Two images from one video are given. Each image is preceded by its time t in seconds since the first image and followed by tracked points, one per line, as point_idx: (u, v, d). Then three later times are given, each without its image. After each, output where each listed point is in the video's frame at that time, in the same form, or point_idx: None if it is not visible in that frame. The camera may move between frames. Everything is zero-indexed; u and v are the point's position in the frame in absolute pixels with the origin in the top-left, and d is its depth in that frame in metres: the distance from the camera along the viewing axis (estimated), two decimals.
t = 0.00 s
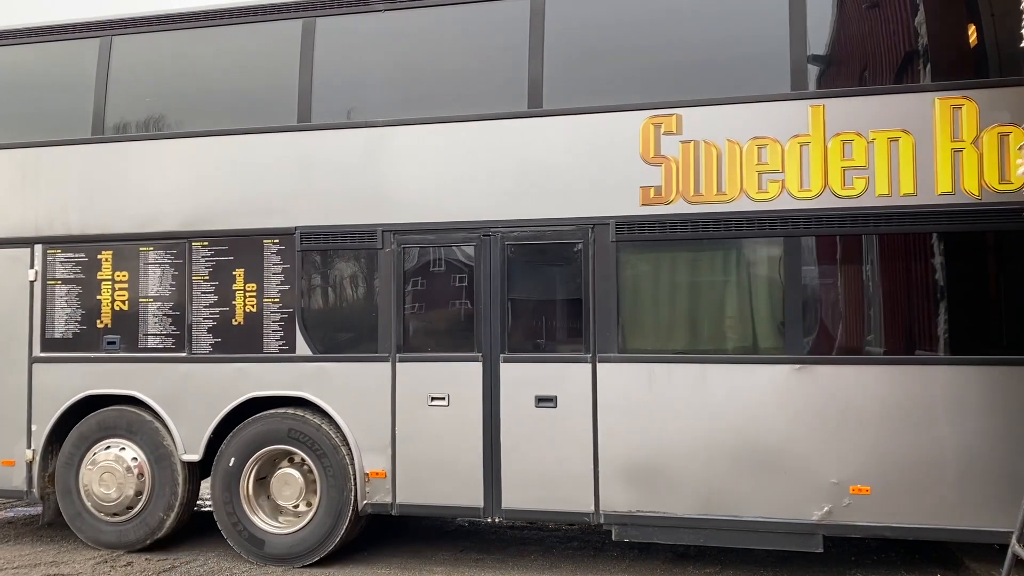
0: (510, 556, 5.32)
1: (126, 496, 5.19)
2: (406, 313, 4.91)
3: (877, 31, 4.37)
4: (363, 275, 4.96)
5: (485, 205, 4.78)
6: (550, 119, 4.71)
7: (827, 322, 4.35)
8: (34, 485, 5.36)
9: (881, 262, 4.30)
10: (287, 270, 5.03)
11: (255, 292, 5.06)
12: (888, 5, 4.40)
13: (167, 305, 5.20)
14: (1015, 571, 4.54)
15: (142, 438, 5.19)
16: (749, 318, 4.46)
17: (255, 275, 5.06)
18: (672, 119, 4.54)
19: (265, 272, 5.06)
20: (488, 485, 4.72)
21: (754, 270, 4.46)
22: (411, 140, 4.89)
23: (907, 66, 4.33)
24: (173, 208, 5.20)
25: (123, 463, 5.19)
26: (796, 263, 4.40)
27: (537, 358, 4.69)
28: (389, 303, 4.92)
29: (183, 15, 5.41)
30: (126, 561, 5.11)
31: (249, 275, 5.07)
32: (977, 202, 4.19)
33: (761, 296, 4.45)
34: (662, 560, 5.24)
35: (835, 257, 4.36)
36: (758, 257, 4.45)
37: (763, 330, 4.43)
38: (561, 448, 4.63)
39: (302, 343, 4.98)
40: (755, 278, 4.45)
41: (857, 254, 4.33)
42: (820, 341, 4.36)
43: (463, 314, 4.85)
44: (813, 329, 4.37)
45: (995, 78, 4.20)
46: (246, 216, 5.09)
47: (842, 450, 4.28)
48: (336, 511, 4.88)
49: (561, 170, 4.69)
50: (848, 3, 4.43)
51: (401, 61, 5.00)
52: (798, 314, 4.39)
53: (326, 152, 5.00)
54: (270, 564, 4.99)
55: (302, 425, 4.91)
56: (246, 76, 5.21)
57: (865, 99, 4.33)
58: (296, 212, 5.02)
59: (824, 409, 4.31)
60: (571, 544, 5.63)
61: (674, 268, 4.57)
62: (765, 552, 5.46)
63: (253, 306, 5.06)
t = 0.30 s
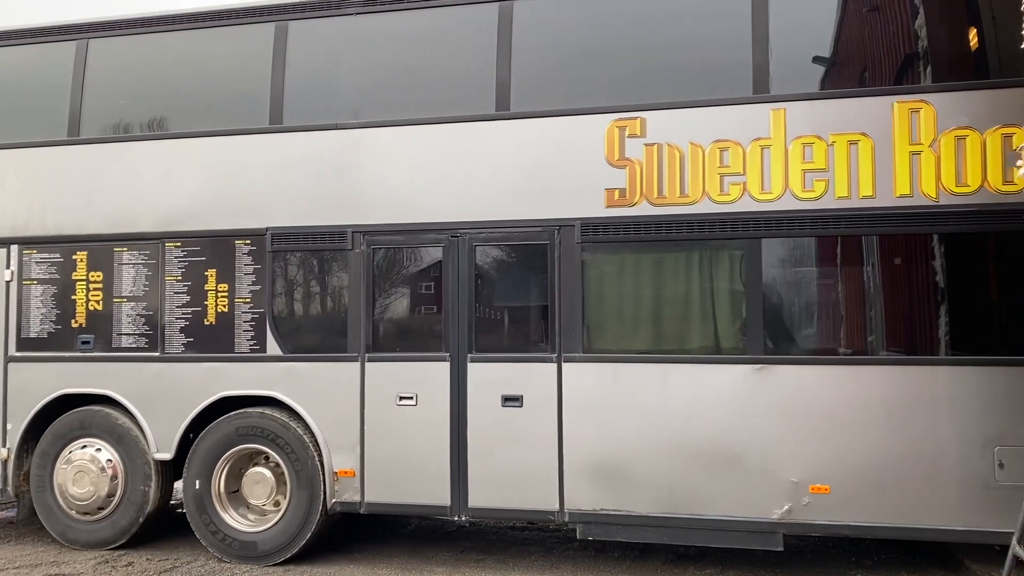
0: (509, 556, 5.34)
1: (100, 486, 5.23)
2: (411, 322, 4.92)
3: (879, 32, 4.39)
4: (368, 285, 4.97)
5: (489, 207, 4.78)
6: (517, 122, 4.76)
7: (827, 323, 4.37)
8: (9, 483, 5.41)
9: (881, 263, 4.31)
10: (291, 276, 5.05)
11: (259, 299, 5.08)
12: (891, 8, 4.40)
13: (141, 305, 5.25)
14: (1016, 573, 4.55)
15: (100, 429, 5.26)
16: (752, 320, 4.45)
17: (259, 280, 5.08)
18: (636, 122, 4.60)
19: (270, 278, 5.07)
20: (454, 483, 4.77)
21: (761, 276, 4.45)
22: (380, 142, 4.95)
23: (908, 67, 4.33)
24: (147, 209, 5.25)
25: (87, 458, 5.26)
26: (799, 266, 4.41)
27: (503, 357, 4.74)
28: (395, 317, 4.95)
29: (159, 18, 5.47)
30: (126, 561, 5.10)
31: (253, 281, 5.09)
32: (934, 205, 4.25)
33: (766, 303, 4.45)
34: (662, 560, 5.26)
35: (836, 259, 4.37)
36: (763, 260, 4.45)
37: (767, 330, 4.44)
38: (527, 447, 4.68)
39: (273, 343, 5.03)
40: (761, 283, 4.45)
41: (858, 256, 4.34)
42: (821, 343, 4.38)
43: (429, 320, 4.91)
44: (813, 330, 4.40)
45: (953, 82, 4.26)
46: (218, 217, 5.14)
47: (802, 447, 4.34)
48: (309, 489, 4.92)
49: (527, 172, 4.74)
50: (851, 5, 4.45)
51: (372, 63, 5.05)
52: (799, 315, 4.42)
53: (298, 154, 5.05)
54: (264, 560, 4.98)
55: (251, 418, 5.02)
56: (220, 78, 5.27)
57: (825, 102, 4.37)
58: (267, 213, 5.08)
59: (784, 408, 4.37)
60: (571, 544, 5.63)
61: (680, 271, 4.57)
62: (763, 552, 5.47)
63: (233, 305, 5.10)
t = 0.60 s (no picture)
0: (509, 557, 5.33)
1: (70, 477, 5.27)
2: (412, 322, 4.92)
3: (880, 33, 4.40)
4: (372, 286, 4.97)
5: (492, 209, 4.79)
6: (483, 126, 4.81)
7: (829, 324, 4.40)
8: None
9: (881, 265, 4.32)
10: (295, 277, 5.08)
11: (264, 300, 5.09)
12: (891, 9, 4.42)
13: (113, 306, 5.30)
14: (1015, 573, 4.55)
15: (54, 429, 5.34)
16: (758, 321, 4.48)
17: (263, 281, 5.10)
18: (600, 126, 4.65)
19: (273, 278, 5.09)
20: (421, 484, 4.82)
21: (763, 277, 4.47)
22: (349, 145, 4.99)
23: (908, 67, 4.34)
24: (119, 211, 5.30)
25: (51, 459, 5.33)
26: (799, 267, 4.44)
27: (470, 358, 4.79)
28: (399, 315, 4.95)
29: (132, 22, 5.52)
30: (127, 562, 5.10)
31: (257, 282, 5.11)
32: (891, 208, 4.31)
33: (769, 305, 4.47)
34: (663, 561, 5.25)
35: (836, 259, 4.39)
36: (764, 261, 4.47)
37: (771, 333, 4.46)
38: (492, 448, 4.73)
39: (243, 344, 5.09)
40: (764, 284, 4.47)
41: (858, 256, 4.36)
42: (824, 343, 4.40)
43: (399, 317, 4.95)
44: (816, 328, 4.42)
45: (914, 87, 4.30)
46: (189, 219, 5.19)
47: (761, 446, 4.40)
48: (276, 474, 4.98)
49: (493, 175, 4.79)
50: (852, 6, 4.46)
51: (341, 68, 5.10)
52: (800, 314, 4.44)
53: (268, 157, 5.10)
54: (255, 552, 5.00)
55: (196, 425, 5.10)
56: (190, 81, 5.32)
57: (784, 106, 4.42)
58: (237, 215, 5.13)
59: (743, 409, 4.43)
60: (572, 546, 5.61)
61: (688, 267, 4.55)
62: (761, 551, 5.47)
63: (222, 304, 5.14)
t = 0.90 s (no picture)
0: (511, 559, 5.28)
1: (43, 470, 5.33)
2: (413, 329, 4.93)
3: (881, 35, 4.41)
4: (378, 286, 4.99)
5: (497, 210, 4.80)
6: (454, 128, 4.85)
7: (831, 328, 4.40)
8: None
9: (885, 269, 4.33)
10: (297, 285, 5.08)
11: (265, 305, 5.12)
12: (893, 13, 4.45)
13: (90, 306, 5.35)
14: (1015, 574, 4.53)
15: (17, 436, 5.43)
16: (761, 323, 4.49)
17: (264, 285, 5.13)
18: (569, 129, 4.70)
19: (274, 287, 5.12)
20: (392, 484, 4.87)
21: (766, 280, 4.49)
22: (322, 147, 5.04)
23: (910, 69, 4.34)
24: (96, 212, 5.35)
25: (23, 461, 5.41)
26: (802, 271, 4.45)
27: (441, 359, 4.84)
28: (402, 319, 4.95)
29: (111, 25, 5.58)
30: (127, 562, 5.10)
31: (259, 289, 5.13)
32: (854, 210, 4.35)
33: (772, 308, 4.49)
34: (665, 562, 5.21)
35: (839, 262, 4.40)
36: (766, 265, 4.49)
37: (773, 334, 4.47)
38: (462, 447, 4.77)
39: (217, 345, 5.14)
40: (766, 287, 4.49)
41: (862, 259, 4.37)
42: (827, 346, 4.40)
43: (370, 320, 5.00)
44: (819, 334, 4.42)
45: (879, 91, 4.35)
46: (165, 221, 5.25)
47: (726, 446, 4.44)
48: (241, 448, 5.04)
49: (463, 177, 4.83)
50: (854, 8, 4.48)
51: (315, 71, 5.16)
52: (803, 319, 4.45)
53: (242, 158, 5.15)
54: (245, 537, 5.04)
55: (147, 441, 5.19)
56: (167, 84, 5.38)
57: (749, 109, 4.47)
58: (212, 217, 5.18)
59: (709, 409, 4.47)
60: (573, 547, 5.56)
61: (698, 271, 4.55)
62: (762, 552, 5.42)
63: (220, 310, 5.16)
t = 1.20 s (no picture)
0: (513, 560, 5.22)
1: (22, 466, 5.36)
2: (412, 331, 4.93)
3: (880, 38, 4.42)
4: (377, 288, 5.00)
5: (481, 211, 4.81)
6: (432, 129, 4.88)
7: (833, 330, 4.41)
8: None
9: (885, 271, 4.33)
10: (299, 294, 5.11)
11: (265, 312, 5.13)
12: (892, 16, 4.46)
13: (72, 306, 5.38)
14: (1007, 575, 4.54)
15: None
16: (762, 325, 4.50)
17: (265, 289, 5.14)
18: (546, 131, 4.73)
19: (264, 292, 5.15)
20: (370, 483, 4.90)
21: (766, 282, 4.50)
22: (300, 148, 5.07)
23: (910, 72, 4.35)
24: (78, 213, 5.38)
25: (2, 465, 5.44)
26: (801, 272, 4.46)
27: (419, 359, 4.87)
28: (401, 324, 4.96)
29: (94, 26, 5.62)
30: (129, 563, 5.10)
31: (258, 295, 5.15)
32: (827, 211, 4.39)
33: (772, 311, 4.50)
34: (666, 563, 5.15)
35: (838, 262, 4.40)
36: (765, 266, 4.50)
37: (774, 336, 4.48)
38: (439, 446, 4.80)
39: (198, 344, 5.17)
40: (765, 289, 4.51)
41: (863, 260, 4.37)
42: (829, 349, 4.41)
43: (344, 327, 5.03)
44: (820, 337, 4.42)
45: (854, 93, 4.38)
46: (146, 222, 5.28)
47: (701, 446, 4.47)
48: (208, 433, 5.08)
49: (442, 178, 4.86)
50: (854, 10, 4.49)
51: (296, 73, 5.20)
52: (804, 321, 4.45)
53: (222, 159, 5.18)
54: (225, 536, 5.07)
55: (119, 460, 5.23)
56: (149, 85, 5.42)
57: (725, 112, 4.51)
58: (192, 217, 5.21)
59: (683, 409, 4.51)
60: (574, 548, 5.51)
61: (698, 273, 4.57)
62: (765, 553, 5.37)
63: (218, 314, 5.17)
